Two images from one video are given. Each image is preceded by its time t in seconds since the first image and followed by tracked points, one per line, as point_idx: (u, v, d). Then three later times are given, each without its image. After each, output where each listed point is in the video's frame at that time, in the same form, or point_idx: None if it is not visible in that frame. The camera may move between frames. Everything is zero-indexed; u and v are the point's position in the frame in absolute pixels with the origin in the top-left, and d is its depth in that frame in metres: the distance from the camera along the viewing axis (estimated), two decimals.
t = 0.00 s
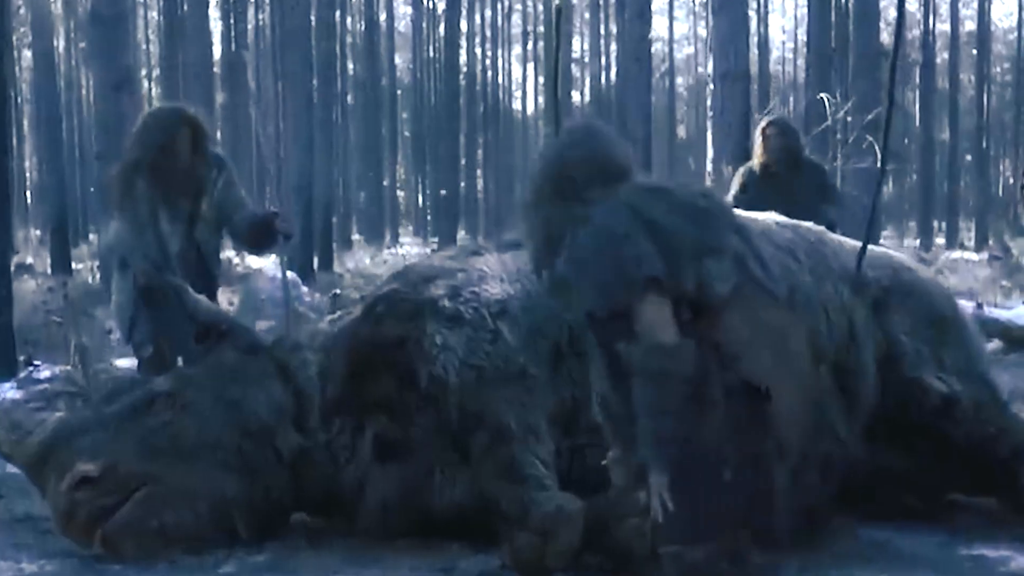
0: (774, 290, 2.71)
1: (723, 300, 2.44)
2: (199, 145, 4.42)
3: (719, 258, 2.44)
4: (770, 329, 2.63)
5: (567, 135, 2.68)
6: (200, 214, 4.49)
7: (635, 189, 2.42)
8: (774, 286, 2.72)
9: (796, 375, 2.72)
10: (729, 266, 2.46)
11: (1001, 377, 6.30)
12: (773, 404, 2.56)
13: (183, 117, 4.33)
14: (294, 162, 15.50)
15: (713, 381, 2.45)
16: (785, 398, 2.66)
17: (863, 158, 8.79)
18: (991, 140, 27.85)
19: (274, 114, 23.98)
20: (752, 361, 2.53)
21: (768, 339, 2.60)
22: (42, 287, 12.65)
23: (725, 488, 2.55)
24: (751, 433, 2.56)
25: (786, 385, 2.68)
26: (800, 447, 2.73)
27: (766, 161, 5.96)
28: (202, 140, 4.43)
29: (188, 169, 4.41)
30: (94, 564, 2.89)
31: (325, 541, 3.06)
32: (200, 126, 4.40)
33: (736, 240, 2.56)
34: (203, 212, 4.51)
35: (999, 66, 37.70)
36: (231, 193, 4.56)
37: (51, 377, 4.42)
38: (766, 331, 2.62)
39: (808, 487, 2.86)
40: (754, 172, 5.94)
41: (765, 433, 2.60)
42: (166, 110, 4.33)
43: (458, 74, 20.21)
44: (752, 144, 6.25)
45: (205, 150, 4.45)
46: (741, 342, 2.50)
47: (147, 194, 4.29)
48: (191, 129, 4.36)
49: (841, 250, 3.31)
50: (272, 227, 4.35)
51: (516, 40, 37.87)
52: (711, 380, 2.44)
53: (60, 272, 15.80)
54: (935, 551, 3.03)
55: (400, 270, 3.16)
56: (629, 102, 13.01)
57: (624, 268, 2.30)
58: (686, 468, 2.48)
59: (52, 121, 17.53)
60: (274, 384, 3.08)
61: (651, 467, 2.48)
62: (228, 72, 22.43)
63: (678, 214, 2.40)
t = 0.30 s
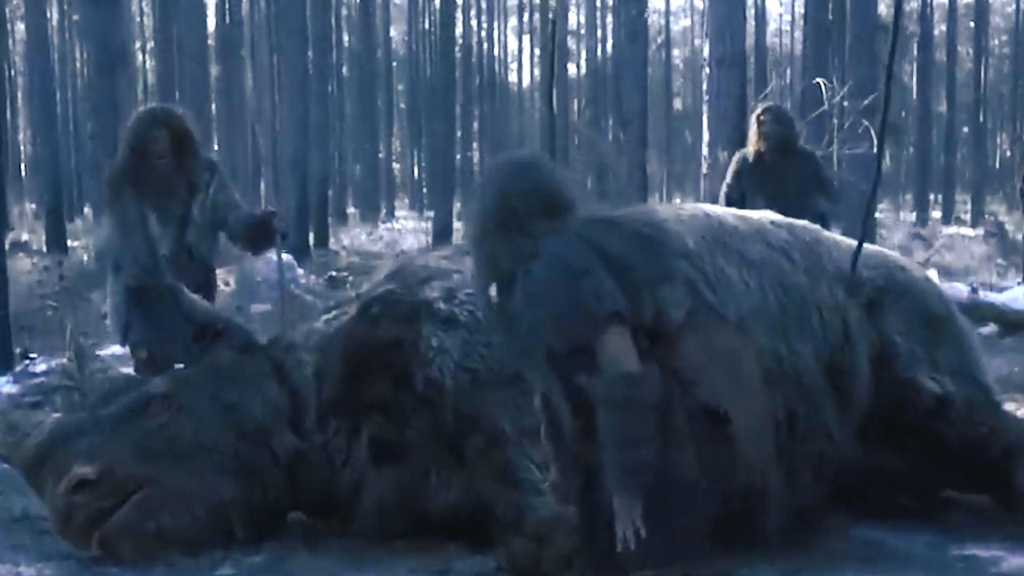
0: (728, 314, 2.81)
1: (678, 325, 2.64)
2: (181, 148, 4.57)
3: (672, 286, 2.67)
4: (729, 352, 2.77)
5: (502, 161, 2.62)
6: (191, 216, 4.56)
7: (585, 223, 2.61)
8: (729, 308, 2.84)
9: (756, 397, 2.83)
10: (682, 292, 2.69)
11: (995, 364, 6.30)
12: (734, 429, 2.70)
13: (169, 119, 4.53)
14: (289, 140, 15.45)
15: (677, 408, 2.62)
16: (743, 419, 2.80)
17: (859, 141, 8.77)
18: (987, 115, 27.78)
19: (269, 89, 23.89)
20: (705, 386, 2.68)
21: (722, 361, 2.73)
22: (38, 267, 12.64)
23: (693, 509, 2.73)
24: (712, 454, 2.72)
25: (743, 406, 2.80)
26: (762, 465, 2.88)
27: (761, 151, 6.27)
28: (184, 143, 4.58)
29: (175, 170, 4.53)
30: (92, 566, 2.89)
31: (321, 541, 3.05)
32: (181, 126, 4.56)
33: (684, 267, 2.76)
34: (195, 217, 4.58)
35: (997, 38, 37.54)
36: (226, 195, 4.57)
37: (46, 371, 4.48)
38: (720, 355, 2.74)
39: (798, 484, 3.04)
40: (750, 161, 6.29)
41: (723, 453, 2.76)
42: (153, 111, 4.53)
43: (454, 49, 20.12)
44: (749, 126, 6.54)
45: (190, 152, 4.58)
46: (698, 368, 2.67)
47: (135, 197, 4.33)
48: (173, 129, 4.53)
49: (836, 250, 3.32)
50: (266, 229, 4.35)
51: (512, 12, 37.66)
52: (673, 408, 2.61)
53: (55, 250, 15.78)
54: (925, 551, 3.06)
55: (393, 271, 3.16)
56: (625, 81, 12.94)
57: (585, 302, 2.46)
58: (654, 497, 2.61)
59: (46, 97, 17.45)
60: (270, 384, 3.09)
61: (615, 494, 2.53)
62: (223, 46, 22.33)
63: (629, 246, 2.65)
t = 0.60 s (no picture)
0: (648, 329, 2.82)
1: (597, 338, 2.70)
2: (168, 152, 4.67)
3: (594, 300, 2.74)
4: (648, 366, 2.78)
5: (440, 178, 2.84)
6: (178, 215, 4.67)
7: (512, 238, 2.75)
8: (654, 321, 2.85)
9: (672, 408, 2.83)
10: (602, 306, 2.74)
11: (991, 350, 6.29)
12: (643, 440, 2.70)
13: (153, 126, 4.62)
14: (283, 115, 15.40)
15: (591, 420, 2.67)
16: (660, 430, 2.79)
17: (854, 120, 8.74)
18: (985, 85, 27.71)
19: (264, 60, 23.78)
20: (620, 397, 2.72)
21: (641, 376, 2.75)
22: (32, 244, 12.63)
23: (622, 519, 2.75)
24: (625, 464, 2.74)
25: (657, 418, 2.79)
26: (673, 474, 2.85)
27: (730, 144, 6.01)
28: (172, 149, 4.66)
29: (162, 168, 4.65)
30: (92, 566, 2.93)
31: (318, 540, 3.09)
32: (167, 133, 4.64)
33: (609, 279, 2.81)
34: (184, 216, 4.66)
35: (995, 6, 37.28)
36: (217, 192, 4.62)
37: (43, 362, 4.54)
38: (636, 369, 2.75)
39: (791, 486, 3.08)
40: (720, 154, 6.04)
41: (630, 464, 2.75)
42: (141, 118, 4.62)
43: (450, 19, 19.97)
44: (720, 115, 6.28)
45: (176, 157, 4.66)
46: (615, 380, 2.72)
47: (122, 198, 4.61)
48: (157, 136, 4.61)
49: (832, 247, 3.33)
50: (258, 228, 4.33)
51: None
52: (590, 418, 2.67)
53: (50, 225, 15.76)
54: (921, 549, 3.08)
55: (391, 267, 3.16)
56: (620, 57, 12.88)
57: (503, 314, 2.62)
58: (574, 506, 2.66)
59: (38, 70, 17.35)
60: (267, 383, 3.07)
61: (535, 496, 2.65)
62: (217, 17, 22.19)
63: (553, 262, 2.74)
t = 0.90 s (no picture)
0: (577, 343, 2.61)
1: (522, 346, 2.50)
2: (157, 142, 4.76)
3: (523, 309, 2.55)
4: (570, 380, 2.57)
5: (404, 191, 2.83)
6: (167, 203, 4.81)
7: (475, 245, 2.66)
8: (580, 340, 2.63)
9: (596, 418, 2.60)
10: (531, 316, 2.54)
11: (985, 332, 6.30)
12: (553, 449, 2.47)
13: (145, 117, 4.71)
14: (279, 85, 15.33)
15: (502, 427, 2.48)
16: (570, 441, 2.54)
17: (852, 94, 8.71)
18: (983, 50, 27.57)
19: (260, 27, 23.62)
20: (538, 407, 2.49)
21: (560, 387, 2.53)
22: (28, 217, 12.62)
23: (505, 522, 2.48)
24: (522, 469, 2.47)
25: (577, 434, 2.55)
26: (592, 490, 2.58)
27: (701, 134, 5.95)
28: (161, 139, 4.77)
29: (151, 158, 4.76)
30: (92, 563, 2.96)
31: (317, 535, 3.13)
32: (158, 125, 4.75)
33: (544, 292, 2.63)
34: (173, 204, 4.82)
35: None
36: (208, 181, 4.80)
37: (41, 350, 4.56)
38: (557, 380, 2.53)
39: (787, 482, 3.12)
40: (694, 148, 5.97)
41: (538, 475, 2.49)
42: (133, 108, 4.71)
43: None
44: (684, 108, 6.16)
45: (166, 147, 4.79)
46: (536, 388, 2.50)
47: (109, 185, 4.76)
48: (149, 127, 4.72)
49: (828, 242, 3.35)
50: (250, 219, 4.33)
51: None
52: (502, 427, 2.47)
53: (46, 196, 15.72)
54: (910, 541, 3.13)
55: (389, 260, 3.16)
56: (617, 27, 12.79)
57: (422, 319, 2.53)
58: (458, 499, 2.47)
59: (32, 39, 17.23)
60: (266, 379, 3.06)
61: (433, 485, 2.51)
62: None
63: (482, 275, 2.57)
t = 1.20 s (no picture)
0: (495, 368, 2.61)
1: (434, 374, 2.52)
2: (155, 123, 4.43)
3: (439, 335, 2.56)
4: (485, 410, 2.56)
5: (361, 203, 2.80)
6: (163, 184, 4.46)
7: (409, 265, 2.65)
8: (498, 365, 2.62)
9: (514, 443, 2.61)
10: (444, 343, 2.54)
11: (980, 310, 6.31)
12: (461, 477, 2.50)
13: (139, 99, 4.38)
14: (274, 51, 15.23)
15: (419, 449, 2.51)
16: (485, 472, 2.56)
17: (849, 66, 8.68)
18: (983, 12, 27.40)
19: None
20: (449, 435, 2.52)
21: (474, 417, 2.54)
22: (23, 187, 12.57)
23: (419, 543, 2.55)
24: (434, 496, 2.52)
25: (491, 462, 2.56)
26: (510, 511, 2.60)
27: (693, 116, 5.94)
28: (159, 118, 4.43)
29: (144, 140, 4.43)
30: (94, 557, 2.98)
31: (317, 528, 3.12)
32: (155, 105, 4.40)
33: (466, 319, 2.62)
34: (170, 187, 4.45)
35: None
36: (208, 164, 4.39)
37: (40, 335, 4.58)
38: (472, 407, 2.54)
39: (782, 475, 3.16)
40: (686, 130, 5.97)
41: (445, 498, 2.52)
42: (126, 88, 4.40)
43: None
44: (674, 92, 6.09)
45: (165, 128, 4.43)
46: (448, 416, 2.52)
47: (104, 167, 4.47)
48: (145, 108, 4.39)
49: (823, 235, 3.35)
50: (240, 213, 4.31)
51: None
52: (417, 449, 2.51)
53: (41, 164, 15.64)
54: (901, 533, 3.17)
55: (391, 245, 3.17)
56: None
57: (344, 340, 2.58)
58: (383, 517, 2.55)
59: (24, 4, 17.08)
60: (264, 372, 3.03)
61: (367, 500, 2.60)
62: None
63: (400, 302, 2.57)
